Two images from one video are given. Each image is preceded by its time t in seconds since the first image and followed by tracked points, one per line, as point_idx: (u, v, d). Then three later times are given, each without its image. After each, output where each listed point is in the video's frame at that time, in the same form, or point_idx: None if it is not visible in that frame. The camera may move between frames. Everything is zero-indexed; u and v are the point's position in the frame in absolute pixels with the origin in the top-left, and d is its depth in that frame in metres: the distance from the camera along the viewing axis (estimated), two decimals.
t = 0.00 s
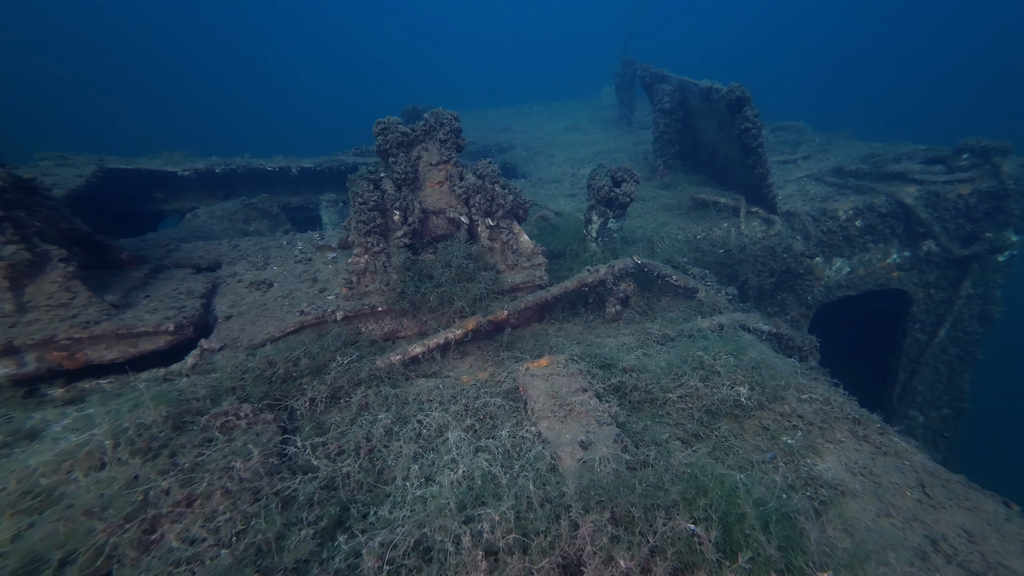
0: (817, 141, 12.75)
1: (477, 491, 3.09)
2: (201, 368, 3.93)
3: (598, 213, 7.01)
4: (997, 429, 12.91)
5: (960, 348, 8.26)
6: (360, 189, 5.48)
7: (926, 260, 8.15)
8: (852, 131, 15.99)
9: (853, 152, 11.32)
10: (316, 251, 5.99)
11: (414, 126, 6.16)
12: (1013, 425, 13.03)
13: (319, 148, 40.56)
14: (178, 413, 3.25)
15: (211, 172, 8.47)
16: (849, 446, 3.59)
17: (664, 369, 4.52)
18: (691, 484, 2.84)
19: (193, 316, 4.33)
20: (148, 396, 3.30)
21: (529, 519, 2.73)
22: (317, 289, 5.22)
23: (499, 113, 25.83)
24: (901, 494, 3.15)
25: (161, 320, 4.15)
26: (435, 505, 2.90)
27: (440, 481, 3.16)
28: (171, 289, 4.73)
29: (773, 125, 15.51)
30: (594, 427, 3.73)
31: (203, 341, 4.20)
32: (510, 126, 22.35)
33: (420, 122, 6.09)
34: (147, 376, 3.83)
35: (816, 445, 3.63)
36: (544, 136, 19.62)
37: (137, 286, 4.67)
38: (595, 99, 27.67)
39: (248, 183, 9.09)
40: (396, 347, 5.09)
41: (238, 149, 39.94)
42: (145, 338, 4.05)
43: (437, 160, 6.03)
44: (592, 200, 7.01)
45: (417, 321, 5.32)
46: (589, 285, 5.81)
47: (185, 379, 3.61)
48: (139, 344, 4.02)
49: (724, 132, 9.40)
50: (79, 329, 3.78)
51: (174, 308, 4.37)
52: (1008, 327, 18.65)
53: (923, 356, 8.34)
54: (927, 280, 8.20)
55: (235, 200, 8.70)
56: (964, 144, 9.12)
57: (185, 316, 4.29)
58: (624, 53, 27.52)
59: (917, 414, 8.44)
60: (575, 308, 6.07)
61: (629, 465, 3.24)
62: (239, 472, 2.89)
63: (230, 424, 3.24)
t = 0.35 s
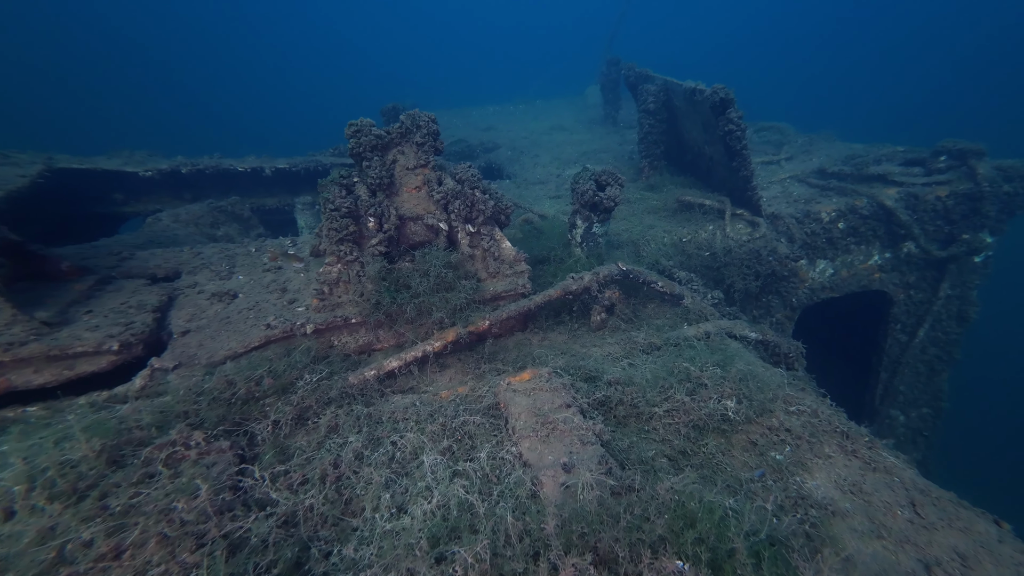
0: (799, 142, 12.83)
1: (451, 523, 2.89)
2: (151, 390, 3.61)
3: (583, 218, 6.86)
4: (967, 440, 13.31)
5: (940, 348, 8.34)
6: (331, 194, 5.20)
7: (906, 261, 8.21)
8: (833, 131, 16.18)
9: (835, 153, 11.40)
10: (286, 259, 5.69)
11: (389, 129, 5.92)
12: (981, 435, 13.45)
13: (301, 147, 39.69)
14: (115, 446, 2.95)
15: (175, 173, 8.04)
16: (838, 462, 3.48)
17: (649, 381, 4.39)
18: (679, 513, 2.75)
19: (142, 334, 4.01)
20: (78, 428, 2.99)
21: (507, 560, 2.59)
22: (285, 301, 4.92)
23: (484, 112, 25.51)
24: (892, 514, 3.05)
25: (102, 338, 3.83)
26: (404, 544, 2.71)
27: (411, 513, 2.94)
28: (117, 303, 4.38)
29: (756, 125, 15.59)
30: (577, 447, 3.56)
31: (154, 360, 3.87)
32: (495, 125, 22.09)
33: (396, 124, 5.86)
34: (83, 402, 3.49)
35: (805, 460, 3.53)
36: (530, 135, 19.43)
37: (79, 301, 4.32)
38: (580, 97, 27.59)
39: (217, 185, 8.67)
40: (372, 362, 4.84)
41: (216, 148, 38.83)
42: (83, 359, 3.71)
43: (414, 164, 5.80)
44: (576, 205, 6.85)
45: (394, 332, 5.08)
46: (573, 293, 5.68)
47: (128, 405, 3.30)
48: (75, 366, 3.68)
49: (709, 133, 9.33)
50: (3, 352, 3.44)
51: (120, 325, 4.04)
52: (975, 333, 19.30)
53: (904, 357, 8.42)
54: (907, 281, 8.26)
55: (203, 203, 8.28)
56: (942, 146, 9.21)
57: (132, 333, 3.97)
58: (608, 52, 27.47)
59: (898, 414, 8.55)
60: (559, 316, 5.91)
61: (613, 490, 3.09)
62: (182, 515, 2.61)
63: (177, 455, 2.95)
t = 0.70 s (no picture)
0: (784, 148, 12.93)
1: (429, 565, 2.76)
2: (104, 422, 3.38)
3: (570, 227, 6.74)
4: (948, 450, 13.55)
5: (924, 354, 8.41)
6: (307, 207, 4.98)
7: (891, 268, 8.26)
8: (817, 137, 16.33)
9: (820, 160, 11.49)
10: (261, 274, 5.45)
11: (369, 139, 5.78)
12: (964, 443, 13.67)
13: (289, 151, 39.13)
14: (49, 493, 2.72)
15: (145, 180, 7.71)
16: (832, 486, 3.37)
17: (640, 399, 4.25)
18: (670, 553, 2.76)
19: (91, 361, 3.75)
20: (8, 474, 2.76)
21: None
22: (258, 318, 4.67)
23: (472, 115, 25.33)
24: (890, 545, 2.94)
25: (47, 367, 3.56)
26: None
27: (387, 556, 2.77)
28: (68, 325, 4.11)
29: (743, 130, 15.70)
30: (564, 473, 3.39)
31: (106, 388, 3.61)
32: (483, 128, 21.93)
33: (376, 134, 5.72)
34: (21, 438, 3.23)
35: (799, 483, 3.42)
36: (518, 139, 19.32)
37: (25, 325, 4.05)
38: (568, 101, 27.60)
39: (191, 193, 8.34)
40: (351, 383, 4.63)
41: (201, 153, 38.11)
42: (23, 391, 3.45)
43: (395, 175, 5.66)
44: (563, 214, 6.73)
45: (374, 350, 4.88)
46: (560, 306, 5.56)
47: (71, 443, 3.08)
48: (13, 399, 3.41)
49: (696, 140, 9.29)
50: None
51: (69, 351, 3.78)
52: (959, 339, 19.63)
53: (890, 363, 8.46)
54: (892, 288, 8.31)
55: (176, 211, 7.95)
56: (924, 154, 9.21)
57: (81, 360, 3.71)
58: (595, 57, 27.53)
59: (885, 420, 8.60)
60: (547, 329, 5.76)
61: (601, 524, 2.97)
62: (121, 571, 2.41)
63: (124, 499, 2.72)
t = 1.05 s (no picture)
0: (768, 156, 13.09)
1: None
2: (39, 461, 3.06)
3: (556, 238, 6.64)
4: (931, 457, 13.76)
5: (906, 360, 8.51)
6: (280, 221, 4.77)
7: (873, 276, 8.36)
8: (799, 144, 16.62)
9: (802, 168, 11.65)
10: (232, 290, 5.22)
11: (346, 150, 5.65)
12: (946, 450, 13.89)
13: (273, 157, 38.56)
14: None
15: (112, 189, 7.41)
16: (823, 510, 3.29)
17: (627, 418, 4.13)
18: None
19: (29, 393, 3.47)
20: None
21: None
22: (226, 338, 4.43)
23: (459, 120, 25.23)
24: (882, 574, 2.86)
25: None
26: None
27: None
28: (7, 352, 3.83)
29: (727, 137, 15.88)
30: (549, 503, 3.22)
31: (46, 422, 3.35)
32: (469, 134, 21.83)
33: (354, 145, 5.59)
34: None
35: (789, 507, 3.32)
36: (505, 145, 19.26)
37: None
38: (555, 106, 27.68)
39: (162, 202, 8.02)
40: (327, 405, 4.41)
41: (182, 158, 37.31)
42: None
43: (374, 187, 5.55)
44: (548, 225, 6.62)
45: (352, 369, 4.67)
46: (546, 320, 5.44)
47: None
48: None
49: (681, 149, 9.29)
50: None
51: (5, 382, 3.50)
52: (940, 346, 20.09)
53: (874, 370, 8.52)
54: (874, 296, 8.41)
55: (145, 221, 7.63)
56: (902, 164, 9.34)
57: (16, 394, 3.43)
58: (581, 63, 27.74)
59: (869, 426, 8.68)
60: (533, 343, 5.62)
61: (586, 561, 2.83)
62: None
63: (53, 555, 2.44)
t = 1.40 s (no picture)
0: (754, 160, 13.17)
1: None
2: None
3: (544, 246, 6.52)
4: (918, 461, 13.94)
5: (892, 364, 8.56)
6: (253, 231, 4.57)
7: (859, 281, 8.39)
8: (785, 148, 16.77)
9: (789, 172, 11.72)
10: (203, 304, 4.98)
11: (325, 158, 5.52)
12: (933, 453, 14.07)
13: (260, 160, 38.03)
14: None
15: (77, 196, 7.12)
16: (819, 531, 3.18)
17: (618, 435, 3.98)
18: None
19: None
20: None
21: None
22: (194, 356, 4.20)
23: (446, 123, 25.03)
24: None
25: None
26: None
27: None
28: None
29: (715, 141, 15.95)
30: (536, 530, 3.05)
31: None
32: (457, 137, 21.65)
33: (333, 153, 5.48)
34: None
35: (785, 528, 3.20)
36: (493, 149, 19.14)
37: None
38: (544, 109, 27.65)
39: (132, 209, 7.73)
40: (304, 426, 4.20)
41: (166, 163, 36.61)
42: None
43: (355, 196, 5.40)
44: (536, 233, 6.49)
45: (331, 387, 4.47)
46: (534, 331, 5.30)
47: None
48: None
49: (669, 154, 9.25)
50: None
51: None
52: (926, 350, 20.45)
53: (861, 374, 8.55)
54: (861, 300, 8.44)
55: (115, 229, 7.34)
56: (886, 169, 9.40)
57: None
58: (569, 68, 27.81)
59: (858, 430, 8.71)
60: (521, 355, 5.47)
61: None
62: None
63: None
